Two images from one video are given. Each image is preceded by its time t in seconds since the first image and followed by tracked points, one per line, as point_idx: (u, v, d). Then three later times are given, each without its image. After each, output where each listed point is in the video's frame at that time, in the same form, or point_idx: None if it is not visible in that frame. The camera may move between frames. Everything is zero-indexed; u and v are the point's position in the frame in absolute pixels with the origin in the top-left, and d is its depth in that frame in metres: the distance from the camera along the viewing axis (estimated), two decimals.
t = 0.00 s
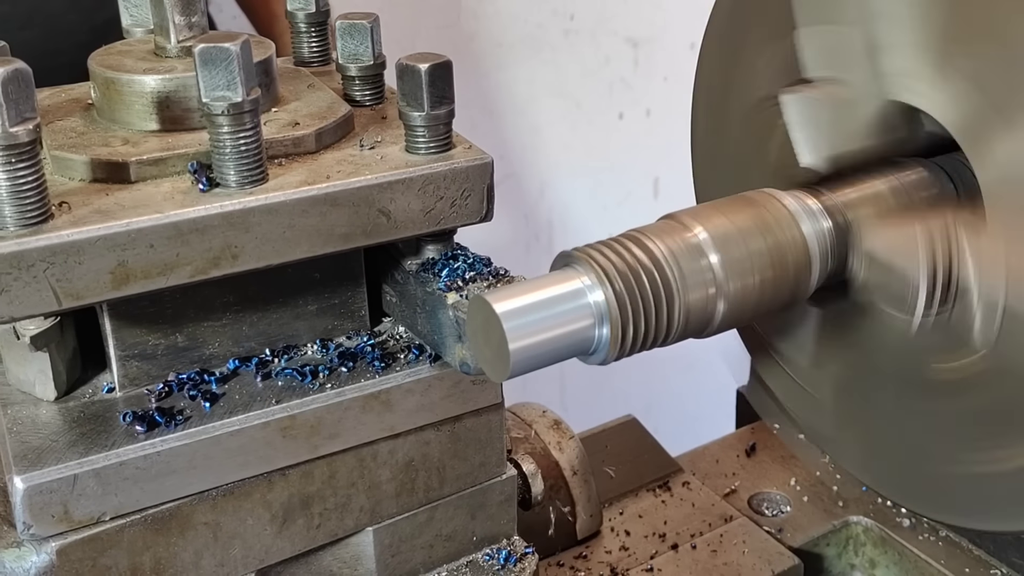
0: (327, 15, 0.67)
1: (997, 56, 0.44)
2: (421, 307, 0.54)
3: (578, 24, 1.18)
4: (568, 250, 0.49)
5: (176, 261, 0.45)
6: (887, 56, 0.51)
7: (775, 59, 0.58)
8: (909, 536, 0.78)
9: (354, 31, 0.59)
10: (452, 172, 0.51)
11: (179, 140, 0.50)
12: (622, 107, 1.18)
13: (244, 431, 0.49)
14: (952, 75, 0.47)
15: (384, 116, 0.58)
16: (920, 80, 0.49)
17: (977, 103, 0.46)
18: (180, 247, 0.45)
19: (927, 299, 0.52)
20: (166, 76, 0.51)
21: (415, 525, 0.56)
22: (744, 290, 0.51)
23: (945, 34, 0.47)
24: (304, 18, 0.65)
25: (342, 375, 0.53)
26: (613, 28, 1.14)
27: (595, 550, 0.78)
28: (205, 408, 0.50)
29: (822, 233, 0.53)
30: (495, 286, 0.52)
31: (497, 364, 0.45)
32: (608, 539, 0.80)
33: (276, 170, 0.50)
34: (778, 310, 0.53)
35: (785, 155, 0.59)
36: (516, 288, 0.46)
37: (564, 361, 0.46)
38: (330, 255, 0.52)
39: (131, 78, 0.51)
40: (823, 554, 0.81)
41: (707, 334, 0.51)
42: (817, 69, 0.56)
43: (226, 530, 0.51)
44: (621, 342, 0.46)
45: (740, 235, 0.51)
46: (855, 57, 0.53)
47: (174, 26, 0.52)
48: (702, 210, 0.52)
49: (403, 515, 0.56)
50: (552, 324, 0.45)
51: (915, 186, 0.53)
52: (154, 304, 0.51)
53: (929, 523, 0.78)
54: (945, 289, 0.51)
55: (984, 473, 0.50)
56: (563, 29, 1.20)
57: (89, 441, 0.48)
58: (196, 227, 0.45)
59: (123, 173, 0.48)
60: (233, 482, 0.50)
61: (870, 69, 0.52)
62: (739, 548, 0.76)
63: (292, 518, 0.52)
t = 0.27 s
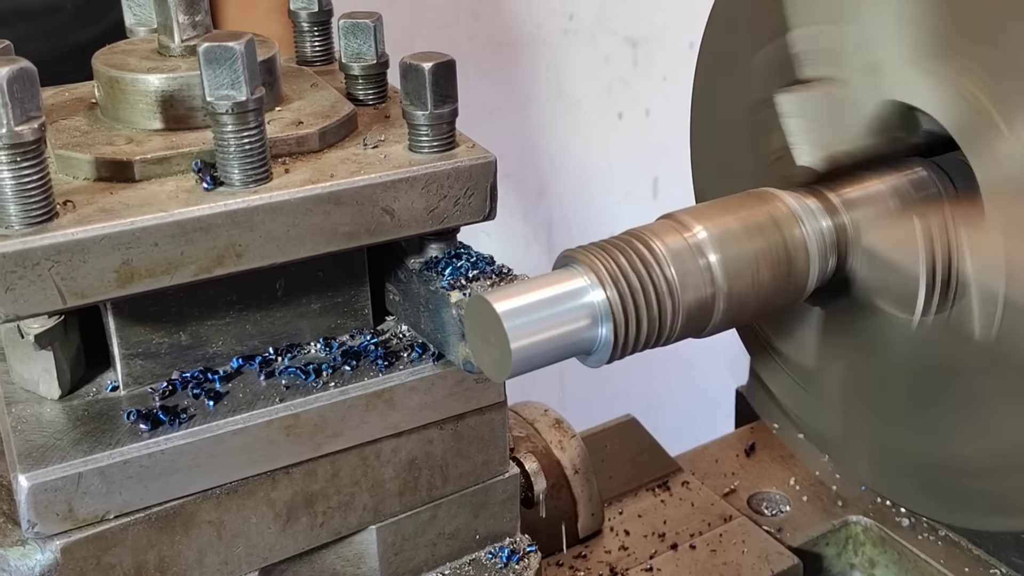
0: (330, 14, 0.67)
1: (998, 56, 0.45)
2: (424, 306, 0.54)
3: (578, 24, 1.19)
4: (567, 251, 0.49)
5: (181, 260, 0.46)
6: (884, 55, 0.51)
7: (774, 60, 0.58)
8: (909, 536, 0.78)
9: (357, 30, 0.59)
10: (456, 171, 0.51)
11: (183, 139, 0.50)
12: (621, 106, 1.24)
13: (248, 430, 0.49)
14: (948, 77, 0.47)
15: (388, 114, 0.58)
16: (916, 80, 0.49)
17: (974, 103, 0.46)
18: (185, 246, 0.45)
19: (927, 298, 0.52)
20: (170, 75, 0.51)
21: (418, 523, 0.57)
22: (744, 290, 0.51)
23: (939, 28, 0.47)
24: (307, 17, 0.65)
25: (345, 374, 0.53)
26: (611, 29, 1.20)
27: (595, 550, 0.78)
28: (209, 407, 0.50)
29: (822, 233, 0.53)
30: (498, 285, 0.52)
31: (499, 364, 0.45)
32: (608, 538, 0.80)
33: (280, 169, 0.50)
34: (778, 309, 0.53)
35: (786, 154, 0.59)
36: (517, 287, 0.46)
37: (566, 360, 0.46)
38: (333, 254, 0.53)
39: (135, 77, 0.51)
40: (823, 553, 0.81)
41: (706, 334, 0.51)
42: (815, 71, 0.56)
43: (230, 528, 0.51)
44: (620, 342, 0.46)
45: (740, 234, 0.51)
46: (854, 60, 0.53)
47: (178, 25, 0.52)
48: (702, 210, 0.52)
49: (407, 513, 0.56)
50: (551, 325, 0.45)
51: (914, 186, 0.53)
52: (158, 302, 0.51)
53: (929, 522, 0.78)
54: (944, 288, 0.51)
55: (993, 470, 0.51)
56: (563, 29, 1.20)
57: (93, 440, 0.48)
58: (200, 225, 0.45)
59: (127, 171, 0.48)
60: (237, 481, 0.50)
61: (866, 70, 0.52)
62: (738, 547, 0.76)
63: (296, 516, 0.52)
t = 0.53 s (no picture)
0: (330, 13, 0.67)
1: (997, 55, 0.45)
2: (425, 305, 0.54)
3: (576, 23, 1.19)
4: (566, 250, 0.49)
5: (183, 259, 0.46)
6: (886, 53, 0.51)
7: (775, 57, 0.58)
8: (909, 536, 0.78)
9: (358, 29, 0.59)
10: (457, 170, 0.51)
11: (184, 139, 0.50)
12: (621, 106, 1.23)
13: (250, 429, 0.49)
14: (953, 76, 0.47)
15: (389, 114, 0.58)
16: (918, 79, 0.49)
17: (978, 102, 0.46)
18: (187, 245, 0.45)
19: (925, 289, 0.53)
20: (171, 74, 0.51)
21: (420, 522, 0.57)
22: (743, 290, 0.51)
23: (941, 26, 0.47)
24: (308, 17, 0.66)
25: (347, 373, 0.53)
26: (611, 29, 1.18)
27: (594, 550, 0.78)
28: (211, 406, 0.50)
29: (820, 233, 0.53)
30: (500, 284, 0.52)
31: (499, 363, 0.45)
32: (608, 538, 0.80)
33: (281, 168, 0.50)
34: (777, 309, 0.54)
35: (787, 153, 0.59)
36: (518, 286, 0.46)
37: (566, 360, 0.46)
38: (335, 253, 0.53)
39: (136, 77, 0.51)
40: (822, 553, 0.81)
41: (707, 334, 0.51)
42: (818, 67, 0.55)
43: (231, 527, 0.51)
44: (621, 340, 0.46)
45: (740, 234, 0.51)
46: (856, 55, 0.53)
47: (180, 25, 0.52)
48: (702, 210, 0.52)
49: (408, 513, 0.56)
50: (550, 325, 0.45)
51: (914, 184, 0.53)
52: (160, 301, 0.51)
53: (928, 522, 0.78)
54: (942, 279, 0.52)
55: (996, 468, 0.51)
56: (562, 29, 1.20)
57: (95, 439, 0.48)
58: (202, 225, 0.45)
59: (129, 171, 0.48)
60: (239, 480, 0.50)
61: (867, 71, 0.52)
62: (738, 547, 0.76)
63: (297, 516, 0.52)
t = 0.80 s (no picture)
0: (330, 13, 0.67)
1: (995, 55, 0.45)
2: (425, 304, 0.54)
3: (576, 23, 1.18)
4: (566, 250, 0.49)
5: (183, 259, 0.46)
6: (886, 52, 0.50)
7: (776, 57, 0.58)
8: (908, 536, 0.78)
9: (358, 29, 0.59)
10: (457, 170, 0.51)
11: (184, 139, 0.50)
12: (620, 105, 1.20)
13: (250, 429, 0.49)
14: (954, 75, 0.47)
15: (389, 113, 0.58)
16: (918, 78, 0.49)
17: (977, 102, 0.46)
18: (187, 245, 0.45)
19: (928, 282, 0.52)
20: (171, 74, 0.51)
21: (420, 522, 0.57)
22: (743, 289, 0.51)
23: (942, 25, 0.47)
24: (308, 17, 0.66)
25: (347, 373, 0.53)
26: (609, 28, 1.15)
27: (594, 550, 0.78)
28: (211, 405, 0.50)
29: (820, 232, 0.53)
30: (501, 283, 0.52)
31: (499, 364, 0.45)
32: (608, 538, 0.80)
33: (281, 168, 0.50)
34: (776, 308, 0.54)
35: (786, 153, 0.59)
36: (517, 286, 0.46)
37: (565, 359, 0.46)
38: (335, 253, 0.53)
39: (136, 76, 0.51)
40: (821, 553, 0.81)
41: (706, 333, 0.52)
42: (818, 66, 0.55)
43: (232, 527, 0.51)
44: (620, 340, 0.46)
45: (739, 235, 0.51)
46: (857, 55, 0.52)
47: (180, 25, 0.53)
48: (702, 209, 0.52)
49: (408, 512, 0.56)
50: (550, 324, 0.45)
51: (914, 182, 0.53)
52: (161, 301, 0.51)
53: (927, 521, 0.78)
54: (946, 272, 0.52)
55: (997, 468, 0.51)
56: (562, 28, 1.20)
57: (95, 439, 0.48)
58: (202, 224, 0.45)
59: (129, 171, 0.48)
60: (239, 479, 0.50)
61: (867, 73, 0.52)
62: (737, 546, 0.76)
63: (297, 515, 0.52)
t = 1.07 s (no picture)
0: (329, 12, 0.67)
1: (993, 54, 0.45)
2: (424, 303, 0.54)
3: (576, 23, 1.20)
4: (567, 249, 0.49)
5: (182, 258, 0.46)
6: (886, 51, 0.51)
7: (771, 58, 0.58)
8: (908, 535, 0.78)
9: (357, 29, 0.59)
10: (456, 169, 0.51)
11: (183, 138, 0.50)
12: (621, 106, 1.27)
13: (249, 427, 0.49)
14: (952, 75, 0.47)
15: (387, 112, 0.58)
16: (916, 78, 0.49)
17: (975, 101, 0.46)
18: (186, 243, 0.46)
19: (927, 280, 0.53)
20: (170, 73, 0.51)
21: (419, 520, 0.57)
22: (743, 288, 0.51)
23: (942, 25, 0.47)
24: (307, 16, 0.66)
25: (346, 372, 0.53)
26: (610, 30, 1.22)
27: (593, 549, 0.79)
28: (210, 404, 0.51)
29: (820, 232, 0.53)
30: (500, 283, 0.52)
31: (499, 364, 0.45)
32: (607, 538, 0.80)
33: (280, 167, 0.50)
34: (776, 308, 0.54)
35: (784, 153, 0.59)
36: (518, 286, 0.46)
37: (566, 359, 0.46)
38: (333, 252, 0.53)
39: (135, 75, 0.51)
40: (821, 552, 0.82)
41: (706, 333, 0.52)
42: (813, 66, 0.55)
43: (230, 525, 0.51)
44: (619, 339, 0.46)
45: (739, 234, 0.51)
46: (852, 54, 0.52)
47: (179, 24, 0.53)
48: (703, 209, 0.52)
49: (407, 511, 0.56)
50: (550, 323, 0.45)
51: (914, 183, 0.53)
52: (160, 300, 0.51)
53: (927, 521, 0.78)
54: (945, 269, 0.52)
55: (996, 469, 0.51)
56: (562, 29, 1.21)
57: (95, 437, 0.48)
58: (201, 223, 0.46)
59: (128, 169, 0.48)
60: (238, 478, 0.50)
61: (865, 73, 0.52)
62: (736, 546, 0.76)
63: (296, 514, 0.53)
